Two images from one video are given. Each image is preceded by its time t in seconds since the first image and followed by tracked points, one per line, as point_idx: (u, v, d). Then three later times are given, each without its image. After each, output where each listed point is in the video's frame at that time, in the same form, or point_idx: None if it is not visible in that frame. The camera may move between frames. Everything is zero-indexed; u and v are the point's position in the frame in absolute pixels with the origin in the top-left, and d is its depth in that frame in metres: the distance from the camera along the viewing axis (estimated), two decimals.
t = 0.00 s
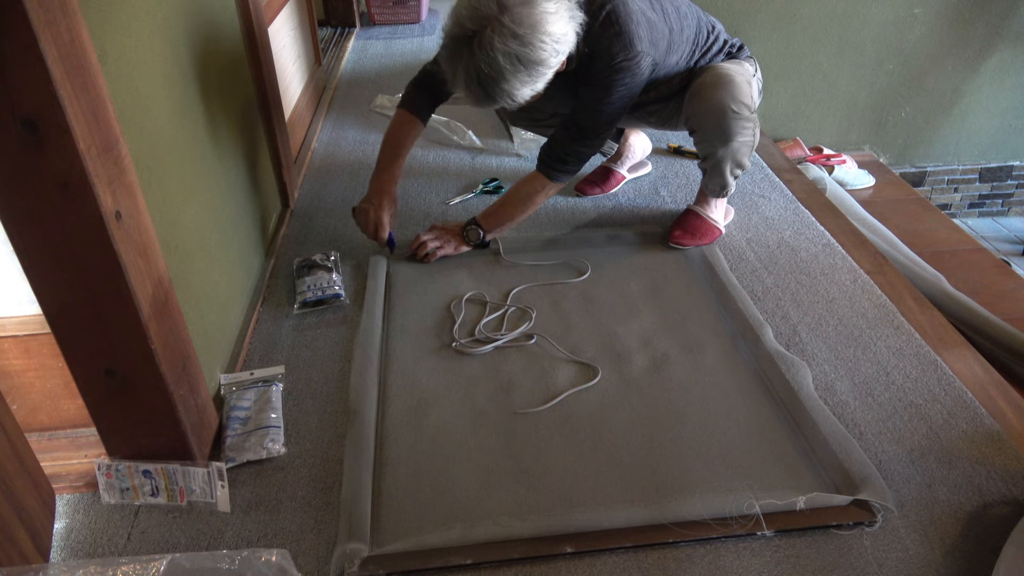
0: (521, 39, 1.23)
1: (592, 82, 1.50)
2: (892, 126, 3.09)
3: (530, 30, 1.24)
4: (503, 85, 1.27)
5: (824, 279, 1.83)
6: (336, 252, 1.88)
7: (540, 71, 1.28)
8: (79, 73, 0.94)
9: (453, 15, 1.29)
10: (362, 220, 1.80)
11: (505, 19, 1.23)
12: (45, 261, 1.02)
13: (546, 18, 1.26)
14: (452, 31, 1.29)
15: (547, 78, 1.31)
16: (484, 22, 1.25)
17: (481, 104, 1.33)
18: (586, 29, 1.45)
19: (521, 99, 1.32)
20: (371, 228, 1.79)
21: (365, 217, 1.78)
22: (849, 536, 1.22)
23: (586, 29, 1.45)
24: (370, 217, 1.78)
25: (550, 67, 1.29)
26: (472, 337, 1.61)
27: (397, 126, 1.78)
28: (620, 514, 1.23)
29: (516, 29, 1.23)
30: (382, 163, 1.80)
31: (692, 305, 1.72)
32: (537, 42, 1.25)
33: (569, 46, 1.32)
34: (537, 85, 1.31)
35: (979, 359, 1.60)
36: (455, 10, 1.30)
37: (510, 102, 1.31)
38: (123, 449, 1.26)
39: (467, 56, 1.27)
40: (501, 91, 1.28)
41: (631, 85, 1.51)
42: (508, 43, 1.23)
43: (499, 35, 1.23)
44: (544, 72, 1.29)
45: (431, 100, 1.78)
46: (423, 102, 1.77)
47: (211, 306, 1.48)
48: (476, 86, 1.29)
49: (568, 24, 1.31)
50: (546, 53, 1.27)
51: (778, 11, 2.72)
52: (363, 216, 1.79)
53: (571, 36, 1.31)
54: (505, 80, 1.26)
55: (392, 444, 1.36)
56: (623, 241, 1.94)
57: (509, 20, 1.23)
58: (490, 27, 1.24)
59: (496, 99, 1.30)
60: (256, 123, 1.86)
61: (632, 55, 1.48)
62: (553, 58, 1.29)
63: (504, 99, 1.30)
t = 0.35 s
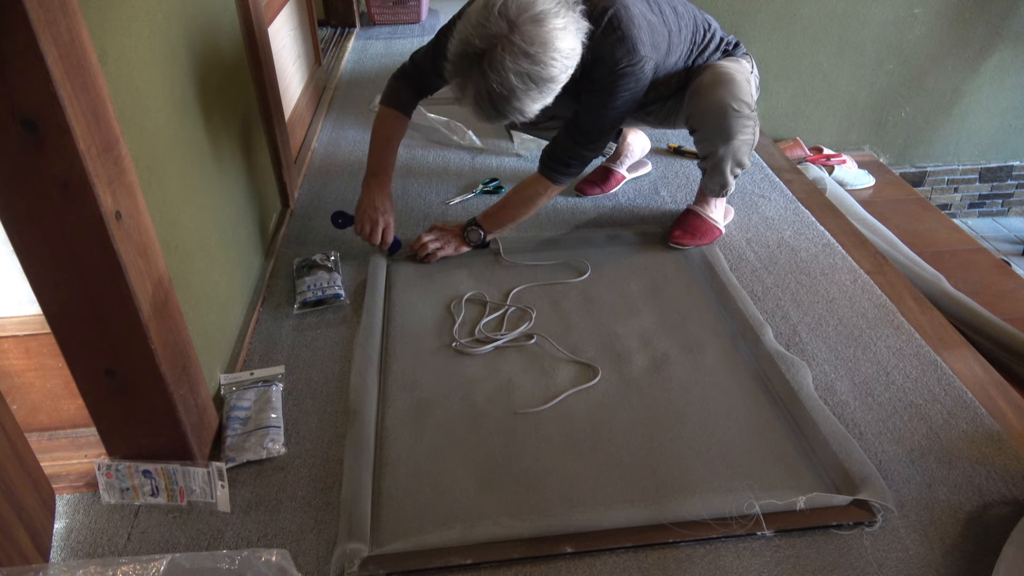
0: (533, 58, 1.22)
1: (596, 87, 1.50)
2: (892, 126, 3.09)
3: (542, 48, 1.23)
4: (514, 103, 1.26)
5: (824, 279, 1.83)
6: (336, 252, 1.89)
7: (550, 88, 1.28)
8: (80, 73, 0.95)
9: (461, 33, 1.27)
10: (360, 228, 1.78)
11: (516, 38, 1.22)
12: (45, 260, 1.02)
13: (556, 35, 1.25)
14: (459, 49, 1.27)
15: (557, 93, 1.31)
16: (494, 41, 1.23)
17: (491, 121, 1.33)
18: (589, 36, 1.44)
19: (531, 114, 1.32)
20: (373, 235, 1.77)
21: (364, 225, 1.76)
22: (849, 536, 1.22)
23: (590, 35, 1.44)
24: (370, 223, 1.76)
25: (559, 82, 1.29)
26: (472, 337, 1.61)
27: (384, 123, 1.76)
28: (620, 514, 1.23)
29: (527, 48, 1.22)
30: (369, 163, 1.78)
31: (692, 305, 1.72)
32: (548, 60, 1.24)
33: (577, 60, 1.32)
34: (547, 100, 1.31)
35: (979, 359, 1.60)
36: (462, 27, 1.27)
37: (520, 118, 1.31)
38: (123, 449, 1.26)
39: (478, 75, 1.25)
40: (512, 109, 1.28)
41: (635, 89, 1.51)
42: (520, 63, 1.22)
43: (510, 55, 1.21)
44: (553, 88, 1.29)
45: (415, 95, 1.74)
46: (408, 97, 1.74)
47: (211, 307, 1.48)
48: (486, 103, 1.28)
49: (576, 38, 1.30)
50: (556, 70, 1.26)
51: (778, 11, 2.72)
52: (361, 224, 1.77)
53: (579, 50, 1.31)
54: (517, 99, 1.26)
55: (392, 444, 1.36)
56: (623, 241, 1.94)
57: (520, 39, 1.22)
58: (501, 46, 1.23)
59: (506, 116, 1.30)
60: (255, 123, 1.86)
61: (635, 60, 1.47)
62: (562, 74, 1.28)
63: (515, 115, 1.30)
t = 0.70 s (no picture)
0: (541, 74, 1.22)
1: (600, 95, 1.49)
2: (891, 126, 3.09)
3: (551, 64, 1.22)
4: (523, 117, 1.27)
5: (824, 279, 1.83)
6: (336, 252, 1.89)
7: (559, 101, 1.28)
8: (80, 73, 0.95)
9: (468, 46, 1.26)
10: (366, 228, 1.77)
11: (525, 54, 1.21)
12: (45, 260, 1.02)
13: (566, 49, 1.23)
14: (467, 62, 1.26)
15: (565, 104, 1.31)
16: (502, 56, 1.22)
17: (499, 132, 1.33)
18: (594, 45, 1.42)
19: (539, 126, 1.32)
20: (382, 237, 1.78)
21: (374, 224, 1.76)
22: (849, 536, 1.22)
23: (594, 45, 1.41)
24: (381, 223, 1.77)
25: (568, 95, 1.29)
26: (472, 337, 1.61)
27: (381, 122, 1.75)
28: (620, 514, 1.23)
29: (536, 64, 1.21)
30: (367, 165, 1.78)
31: (692, 305, 1.72)
32: (557, 75, 1.24)
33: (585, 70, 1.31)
34: (555, 112, 1.31)
35: (979, 359, 1.60)
36: (469, 40, 1.26)
37: (528, 130, 1.31)
38: (123, 449, 1.26)
39: (487, 90, 1.25)
40: (520, 123, 1.28)
41: (639, 95, 1.50)
42: (529, 79, 1.22)
43: (519, 71, 1.21)
44: (562, 101, 1.29)
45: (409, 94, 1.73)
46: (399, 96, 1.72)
47: (211, 307, 1.48)
48: (495, 117, 1.28)
49: (584, 49, 1.29)
50: (565, 84, 1.26)
51: (778, 11, 2.72)
52: (370, 224, 1.76)
53: (587, 61, 1.30)
54: (526, 114, 1.26)
55: (392, 444, 1.36)
56: (623, 241, 1.94)
57: (529, 54, 1.21)
58: (509, 61, 1.22)
59: (514, 129, 1.30)
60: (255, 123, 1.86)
61: (640, 68, 1.46)
62: (571, 87, 1.28)
63: (523, 128, 1.30)
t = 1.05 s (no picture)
0: (531, 91, 1.22)
1: (600, 107, 1.49)
2: (891, 126, 3.09)
3: (540, 79, 1.22)
4: (513, 131, 1.27)
5: (824, 279, 1.83)
6: (336, 252, 1.89)
7: (549, 114, 1.28)
8: (80, 73, 0.95)
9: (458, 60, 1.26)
10: (369, 231, 1.78)
11: (514, 70, 1.21)
12: (45, 260, 1.02)
13: (555, 64, 1.23)
14: (457, 77, 1.26)
15: (555, 116, 1.31)
16: (491, 71, 1.22)
17: (489, 144, 1.33)
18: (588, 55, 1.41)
19: (529, 138, 1.32)
20: (383, 240, 1.79)
21: (377, 228, 1.77)
22: (849, 536, 1.22)
23: (588, 56, 1.41)
24: (384, 226, 1.78)
25: (558, 107, 1.29)
26: (472, 337, 1.61)
27: (378, 124, 1.74)
28: (620, 514, 1.23)
29: (525, 81, 1.21)
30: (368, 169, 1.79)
31: (692, 305, 1.72)
32: (547, 89, 1.24)
33: (575, 82, 1.31)
34: (545, 124, 1.31)
35: (979, 359, 1.60)
36: (459, 55, 1.26)
37: (519, 142, 1.32)
38: (123, 449, 1.26)
39: (477, 105, 1.25)
40: (510, 136, 1.29)
41: (638, 102, 1.50)
42: (518, 95, 1.22)
43: (508, 88, 1.21)
44: (552, 113, 1.29)
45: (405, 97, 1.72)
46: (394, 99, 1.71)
47: (211, 308, 1.48)
48: (486, 131, 1.29)
49: (574, 61, 1.28)
50: (555, 98, 1.26)
51: (778, 11, 2.72)
52: (373, 226, 1.77)
53: (577, 73, 1.30)
54: (515, 127, 1.26)
55: (392, 443, 1.36)
56: (623, 241, 1.94)
57: (519, 71, 1.21)
58: (499, 77, 1.22)
59: (505, 141, 1.31)
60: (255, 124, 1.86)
61: (637, 77, 1.45)
62: (560, 100, 1.28)
63: (513, 140, 1.30)
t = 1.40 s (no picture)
0: (543, 73, 1.21)
1: (597, 98, 1.49)
2: (891, 126, 3.09)
3: (552, 62, 1.21)
4: (523, 116, 1.26)
5: (824, 279, 1.84)
6: (336, 252, 1.89)
7: (559, 99, 1.27)
8: (80, 73, 0.95)
9: (468, 43, 1.25)
10: (368, 229, 1.78)
11: (525, 52, 1.20)
12: (45, 261, 1.02)
13: (567, 47, 1.23)
14: (467, 59, 1.25)
15: (565, 103, 1.31)
16: (503, 53, 1.22)
17: (498, 132, 1.32)
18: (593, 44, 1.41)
19: (539, 125, 1.31)
20: (382, 238, 1.78)
21: (375, 225, 1.77)
22: (849, 536, 1.22)
23: (594, 44, 1.41)
24: (381, 224, 1.77)
25: (568, 93, 1.28)
26: (472, 337, 1.61)
27: (383, 122, 1.74)
28: (620, 514, 1.23)
29: (538, 62, 1.20)
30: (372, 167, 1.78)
31: (692, 305, 1.72)
32: (559, 73, 1.23)
33: (585, 68, 1.31)
34: (555, 111, 1.31)
35: (979, 359, 1.60)
36: (469, 38, 1.25)
37: (528, 129, 1.30)
38: (122, 449, 1.26)
39: (487, 88, 1.24)
40: (520, 122, 1.27)
41: (637, 97, 1.50)
42: (531, 78, 1.21)
43: (520, 69, 1.20)
44: (563, 100, 1.28)
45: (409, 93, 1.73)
46: (399, 96, 1.71)
47: (211, 308, 1.48)
48: (496, 116, 1.27)
49: (585, 47, 1.29)
50: (566, 83, 1.25)
51: (778, 11, 2.72)
52: (370, 224, 1.77)
53: (587, 59, 1.30)
54: (526, 112, 1.25)
55: (392, 444, 1.36)
56: (623, 241, 1.94)
57: (531, 52, 1.20)
58: (510, 59, 1.21)
59: (515, 127, 1.30)
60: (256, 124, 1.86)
61: (638, 70, 1.46)
62: (571, 85, 1.28)
63: (523, 126, 1.29)
